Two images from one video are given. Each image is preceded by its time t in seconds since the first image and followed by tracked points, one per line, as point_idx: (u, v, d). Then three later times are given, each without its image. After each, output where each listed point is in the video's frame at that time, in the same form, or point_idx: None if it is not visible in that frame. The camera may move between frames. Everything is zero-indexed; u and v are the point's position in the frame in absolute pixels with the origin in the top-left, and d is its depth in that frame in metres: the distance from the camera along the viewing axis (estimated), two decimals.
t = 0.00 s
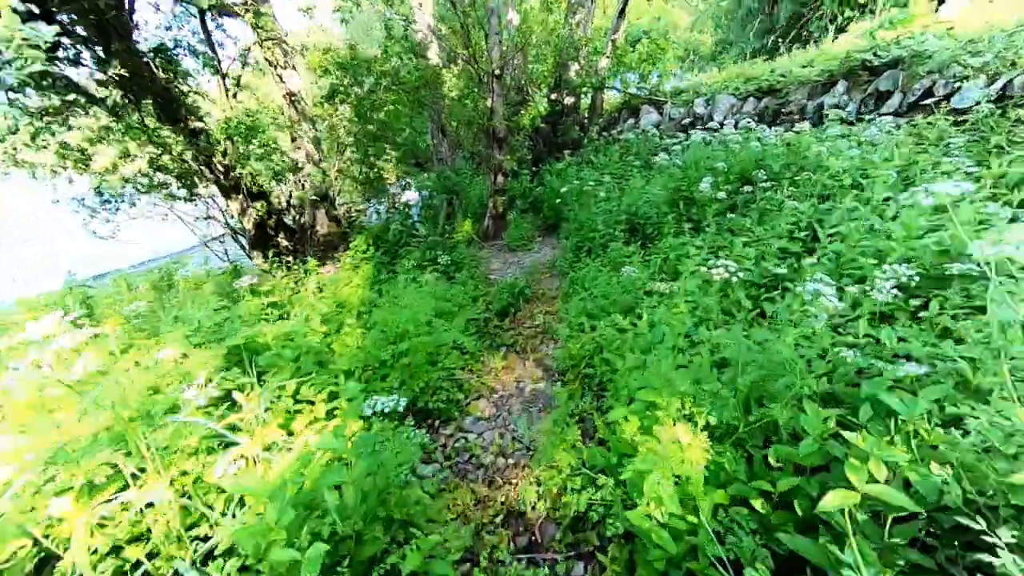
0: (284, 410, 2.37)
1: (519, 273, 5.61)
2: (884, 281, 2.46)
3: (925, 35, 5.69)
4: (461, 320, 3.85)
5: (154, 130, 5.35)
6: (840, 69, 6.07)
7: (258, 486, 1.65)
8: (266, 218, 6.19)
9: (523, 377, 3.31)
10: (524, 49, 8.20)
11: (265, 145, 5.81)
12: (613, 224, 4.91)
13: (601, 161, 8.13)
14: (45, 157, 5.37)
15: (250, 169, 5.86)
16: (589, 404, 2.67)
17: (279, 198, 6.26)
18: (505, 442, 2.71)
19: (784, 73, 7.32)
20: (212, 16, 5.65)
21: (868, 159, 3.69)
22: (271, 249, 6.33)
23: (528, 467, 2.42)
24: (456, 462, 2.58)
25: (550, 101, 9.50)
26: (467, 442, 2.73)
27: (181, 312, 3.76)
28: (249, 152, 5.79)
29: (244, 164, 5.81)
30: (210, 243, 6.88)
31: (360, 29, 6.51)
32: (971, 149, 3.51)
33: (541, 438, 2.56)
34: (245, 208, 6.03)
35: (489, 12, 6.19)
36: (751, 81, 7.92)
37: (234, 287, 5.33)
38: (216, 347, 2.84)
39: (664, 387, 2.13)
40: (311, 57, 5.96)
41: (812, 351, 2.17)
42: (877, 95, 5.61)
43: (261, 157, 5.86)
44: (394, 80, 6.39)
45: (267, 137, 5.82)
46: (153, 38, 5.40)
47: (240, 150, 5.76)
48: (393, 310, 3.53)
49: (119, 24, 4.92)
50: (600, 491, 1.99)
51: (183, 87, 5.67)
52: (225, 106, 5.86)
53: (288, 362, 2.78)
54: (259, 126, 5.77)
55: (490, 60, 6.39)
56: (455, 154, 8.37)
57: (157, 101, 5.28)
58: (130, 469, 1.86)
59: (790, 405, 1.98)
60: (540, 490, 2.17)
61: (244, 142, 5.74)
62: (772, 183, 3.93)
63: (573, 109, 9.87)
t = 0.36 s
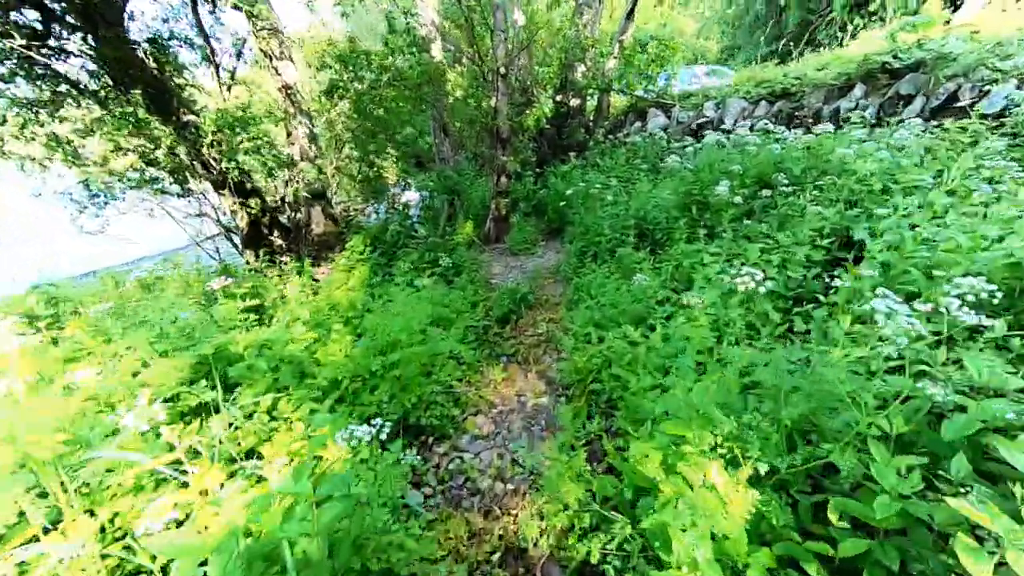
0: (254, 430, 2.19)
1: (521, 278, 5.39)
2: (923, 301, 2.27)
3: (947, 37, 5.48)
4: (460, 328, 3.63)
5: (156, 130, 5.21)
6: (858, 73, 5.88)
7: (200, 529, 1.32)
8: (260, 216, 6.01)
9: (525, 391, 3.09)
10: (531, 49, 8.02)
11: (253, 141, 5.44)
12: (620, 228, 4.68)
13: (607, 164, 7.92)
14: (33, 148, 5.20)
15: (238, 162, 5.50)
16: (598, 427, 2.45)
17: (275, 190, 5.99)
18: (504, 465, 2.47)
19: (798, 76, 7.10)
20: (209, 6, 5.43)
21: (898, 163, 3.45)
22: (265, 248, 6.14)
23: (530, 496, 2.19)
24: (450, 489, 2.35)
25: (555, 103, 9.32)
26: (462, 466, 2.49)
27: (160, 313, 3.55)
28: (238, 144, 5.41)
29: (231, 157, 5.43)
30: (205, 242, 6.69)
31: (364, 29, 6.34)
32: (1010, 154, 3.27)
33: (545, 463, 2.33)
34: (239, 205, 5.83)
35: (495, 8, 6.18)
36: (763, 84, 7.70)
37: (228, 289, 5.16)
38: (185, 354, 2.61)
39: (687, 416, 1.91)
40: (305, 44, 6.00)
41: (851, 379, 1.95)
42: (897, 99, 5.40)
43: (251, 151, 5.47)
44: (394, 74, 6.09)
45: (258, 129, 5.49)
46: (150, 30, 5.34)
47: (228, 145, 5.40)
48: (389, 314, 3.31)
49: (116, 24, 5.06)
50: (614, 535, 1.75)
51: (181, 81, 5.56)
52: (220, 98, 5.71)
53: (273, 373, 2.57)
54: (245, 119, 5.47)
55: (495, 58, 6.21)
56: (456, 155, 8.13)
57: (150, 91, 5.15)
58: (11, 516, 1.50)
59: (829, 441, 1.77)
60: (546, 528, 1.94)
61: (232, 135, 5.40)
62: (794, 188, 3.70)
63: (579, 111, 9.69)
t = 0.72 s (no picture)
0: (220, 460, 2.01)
1: (523, 284, 5.20)
2: (986, 312, 2.02)
3: (971, 33, 5.25)
4: (458, 338, 3.39)
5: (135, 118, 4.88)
6: (874, 72, 5.70)
7: None
8: (252, 216, 5.74)
9: (529, 407, 2.87)
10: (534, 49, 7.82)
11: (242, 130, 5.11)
12: (629, 233, 4.48)
13: (612, 166, 7.71)
14: (17, 148, 4.88)
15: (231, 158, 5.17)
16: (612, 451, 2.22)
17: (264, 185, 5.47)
18: (507, 493, 2.23)
19: (810, 76, 6.88)
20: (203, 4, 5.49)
21: (934, 160, 3.19)
22: (257, 251, 5.85)
23: (537, 533, 1.96)
24: (447, 522, 2.11)
25: (558, 105, 9.14)
26: (461, 494, 2.25)
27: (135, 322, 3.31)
28: (222, 140, 5.08)
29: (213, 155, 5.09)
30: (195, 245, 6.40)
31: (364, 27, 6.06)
32: None
33: (554, 493, 2.08)
34: (230, 206, 5.63)
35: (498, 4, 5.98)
36: (772, 85, 7.49)
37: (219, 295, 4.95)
38: (139, 371, 2.30)
39: (714, 447, 1.69)
40: (294, 35, 5.64)
41: (902, 409, 1.75)
42: (917, 98, 5.21)
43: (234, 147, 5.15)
44: (390, 70, 5.95)
45: (244, 122, 5.11)
46: (133, 25, 5.19)
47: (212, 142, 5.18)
48: (381, 322, 3.04)
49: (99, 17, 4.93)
50: None
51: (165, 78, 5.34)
52: (213, 96, 5.50)
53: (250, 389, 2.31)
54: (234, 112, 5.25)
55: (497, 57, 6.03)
56: (458, 156, 7.92)
57: (134, 85, 5.04)
58: None
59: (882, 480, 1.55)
60: None
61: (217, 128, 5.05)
62: (819, 188, 3.45)
63: (582, 113, 9.50)
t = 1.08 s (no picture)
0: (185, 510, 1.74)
1: (527, 294, 5.06)
2: None
3: (992, 31, 5.06)
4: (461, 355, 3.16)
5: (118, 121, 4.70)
6: (889, 73, 5.53)
7: None
8: (246, 224, 5.54)
9: (538, 431, 2.66)
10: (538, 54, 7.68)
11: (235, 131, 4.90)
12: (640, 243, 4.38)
13: (617, 172, 7.53)
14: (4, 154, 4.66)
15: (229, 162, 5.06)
16: (634, 487, 2.01)
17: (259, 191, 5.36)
18: (518, 537, 2.01)
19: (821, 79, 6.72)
20: None
21: (972, 163, 2.97)
22: (251, 261, 5.61)
23: None
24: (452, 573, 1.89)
25: (560, 110, 8.97)
26: (466, 537, 2.02)
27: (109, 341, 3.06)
28: (213, 145, 4.96)
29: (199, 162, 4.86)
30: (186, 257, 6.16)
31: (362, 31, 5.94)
32: None
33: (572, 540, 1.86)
34: (222, 214, 5.42)
35: (499, 6, 5.92)
36: (781, 89, 7.33)
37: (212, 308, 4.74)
38: (91, 407, 1.96)
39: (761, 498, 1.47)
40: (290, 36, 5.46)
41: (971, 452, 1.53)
42: (936, 100, 5.03)
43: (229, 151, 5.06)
44: (389, 72, 5.75)
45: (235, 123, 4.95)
46: (126, 29, 4.99)
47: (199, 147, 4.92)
48: (378, 342, 2.82)
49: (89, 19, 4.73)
50: None
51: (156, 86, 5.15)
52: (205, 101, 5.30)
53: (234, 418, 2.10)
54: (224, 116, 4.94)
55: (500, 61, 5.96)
56: (459, 162, 7.76)
57: (123, 90, 4.81)
58: None
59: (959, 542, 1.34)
60: None
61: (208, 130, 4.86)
62: (852, 193, 3.22)
63: (585, 118, 9.34)
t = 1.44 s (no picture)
0: None
1: (534, 309, 4.89)
2: None
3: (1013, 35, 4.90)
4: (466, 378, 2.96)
5: (106, 130, 4.50)
6: (906, 78, 5.37)
7: None
8: (240, 235, 5.31)
9: (551, 465, 2.45)
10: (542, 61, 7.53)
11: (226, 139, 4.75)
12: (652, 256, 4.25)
13: (623, 180, 7.37)
14: None
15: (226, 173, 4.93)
16: (663, 539, 1.82)
17: (251, 202, 5.14)
18: None
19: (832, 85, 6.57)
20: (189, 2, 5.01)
21: (1014, 173, 2.78)
22: (247, 274, 5.39)
23: None
24: None
25: (563, 116, 8.81)
26: None
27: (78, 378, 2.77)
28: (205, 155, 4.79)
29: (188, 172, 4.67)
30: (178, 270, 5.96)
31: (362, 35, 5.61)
32: None
33: None
34: (216, 226, 5.23)
35: (501, 12, 5.94)
36: (790, 94, 7.17)
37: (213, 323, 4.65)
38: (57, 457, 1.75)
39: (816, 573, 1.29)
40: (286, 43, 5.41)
41: None
42: (957, 105, 4.86)
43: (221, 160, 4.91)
44: (390, 78, 5.55)
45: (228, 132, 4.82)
46: (119, 36, 4.82)
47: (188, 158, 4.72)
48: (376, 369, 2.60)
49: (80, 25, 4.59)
50: None
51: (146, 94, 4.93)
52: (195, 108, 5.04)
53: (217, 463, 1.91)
54: (214, 125, 4.79)
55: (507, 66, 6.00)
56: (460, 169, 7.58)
57: (112, 97, 4.63)
58: None
59: None
60: None
61: (198, 139, 4.69)
62: (880, 204, 3.05)
63: (588, 125, 9.19)
